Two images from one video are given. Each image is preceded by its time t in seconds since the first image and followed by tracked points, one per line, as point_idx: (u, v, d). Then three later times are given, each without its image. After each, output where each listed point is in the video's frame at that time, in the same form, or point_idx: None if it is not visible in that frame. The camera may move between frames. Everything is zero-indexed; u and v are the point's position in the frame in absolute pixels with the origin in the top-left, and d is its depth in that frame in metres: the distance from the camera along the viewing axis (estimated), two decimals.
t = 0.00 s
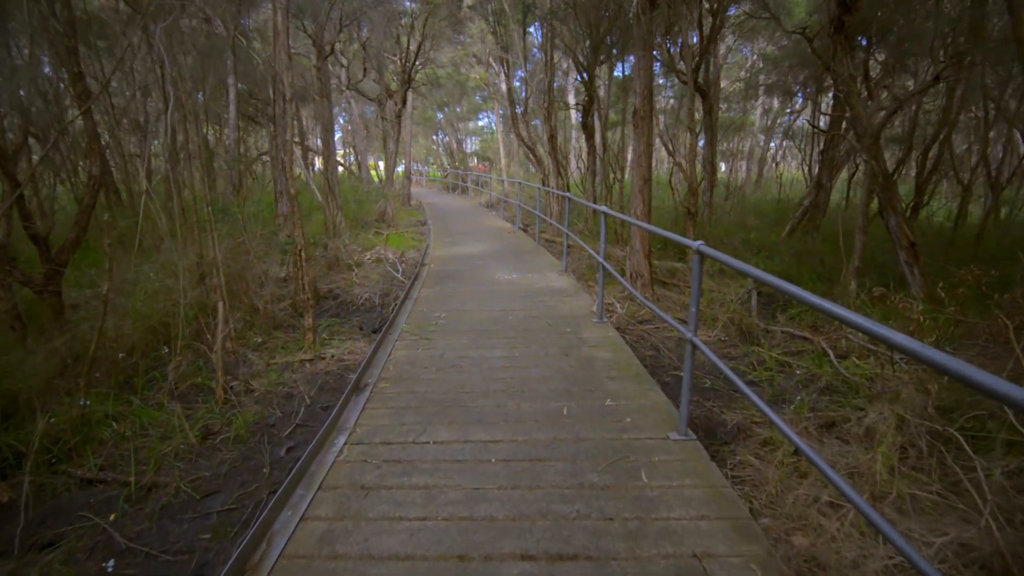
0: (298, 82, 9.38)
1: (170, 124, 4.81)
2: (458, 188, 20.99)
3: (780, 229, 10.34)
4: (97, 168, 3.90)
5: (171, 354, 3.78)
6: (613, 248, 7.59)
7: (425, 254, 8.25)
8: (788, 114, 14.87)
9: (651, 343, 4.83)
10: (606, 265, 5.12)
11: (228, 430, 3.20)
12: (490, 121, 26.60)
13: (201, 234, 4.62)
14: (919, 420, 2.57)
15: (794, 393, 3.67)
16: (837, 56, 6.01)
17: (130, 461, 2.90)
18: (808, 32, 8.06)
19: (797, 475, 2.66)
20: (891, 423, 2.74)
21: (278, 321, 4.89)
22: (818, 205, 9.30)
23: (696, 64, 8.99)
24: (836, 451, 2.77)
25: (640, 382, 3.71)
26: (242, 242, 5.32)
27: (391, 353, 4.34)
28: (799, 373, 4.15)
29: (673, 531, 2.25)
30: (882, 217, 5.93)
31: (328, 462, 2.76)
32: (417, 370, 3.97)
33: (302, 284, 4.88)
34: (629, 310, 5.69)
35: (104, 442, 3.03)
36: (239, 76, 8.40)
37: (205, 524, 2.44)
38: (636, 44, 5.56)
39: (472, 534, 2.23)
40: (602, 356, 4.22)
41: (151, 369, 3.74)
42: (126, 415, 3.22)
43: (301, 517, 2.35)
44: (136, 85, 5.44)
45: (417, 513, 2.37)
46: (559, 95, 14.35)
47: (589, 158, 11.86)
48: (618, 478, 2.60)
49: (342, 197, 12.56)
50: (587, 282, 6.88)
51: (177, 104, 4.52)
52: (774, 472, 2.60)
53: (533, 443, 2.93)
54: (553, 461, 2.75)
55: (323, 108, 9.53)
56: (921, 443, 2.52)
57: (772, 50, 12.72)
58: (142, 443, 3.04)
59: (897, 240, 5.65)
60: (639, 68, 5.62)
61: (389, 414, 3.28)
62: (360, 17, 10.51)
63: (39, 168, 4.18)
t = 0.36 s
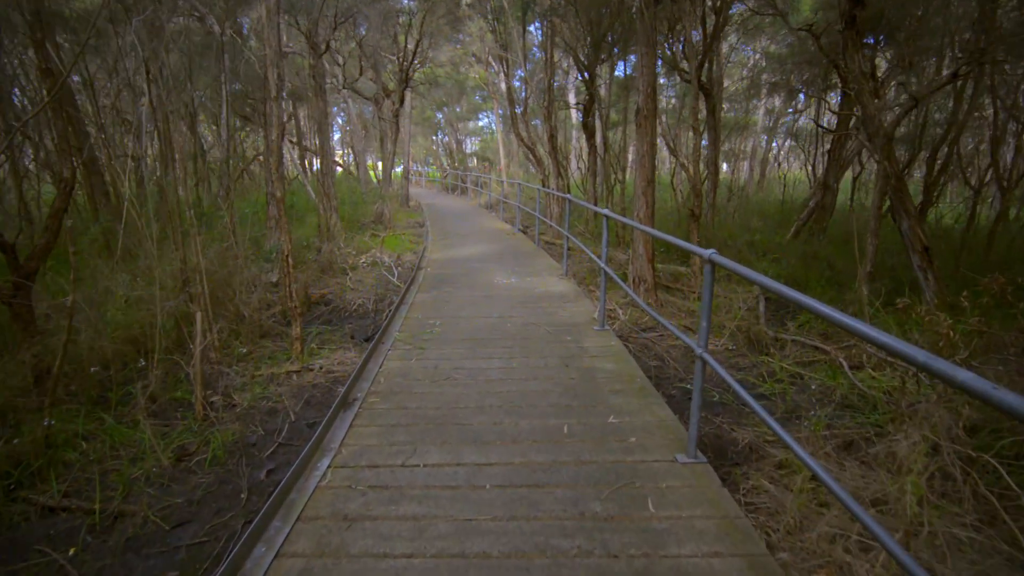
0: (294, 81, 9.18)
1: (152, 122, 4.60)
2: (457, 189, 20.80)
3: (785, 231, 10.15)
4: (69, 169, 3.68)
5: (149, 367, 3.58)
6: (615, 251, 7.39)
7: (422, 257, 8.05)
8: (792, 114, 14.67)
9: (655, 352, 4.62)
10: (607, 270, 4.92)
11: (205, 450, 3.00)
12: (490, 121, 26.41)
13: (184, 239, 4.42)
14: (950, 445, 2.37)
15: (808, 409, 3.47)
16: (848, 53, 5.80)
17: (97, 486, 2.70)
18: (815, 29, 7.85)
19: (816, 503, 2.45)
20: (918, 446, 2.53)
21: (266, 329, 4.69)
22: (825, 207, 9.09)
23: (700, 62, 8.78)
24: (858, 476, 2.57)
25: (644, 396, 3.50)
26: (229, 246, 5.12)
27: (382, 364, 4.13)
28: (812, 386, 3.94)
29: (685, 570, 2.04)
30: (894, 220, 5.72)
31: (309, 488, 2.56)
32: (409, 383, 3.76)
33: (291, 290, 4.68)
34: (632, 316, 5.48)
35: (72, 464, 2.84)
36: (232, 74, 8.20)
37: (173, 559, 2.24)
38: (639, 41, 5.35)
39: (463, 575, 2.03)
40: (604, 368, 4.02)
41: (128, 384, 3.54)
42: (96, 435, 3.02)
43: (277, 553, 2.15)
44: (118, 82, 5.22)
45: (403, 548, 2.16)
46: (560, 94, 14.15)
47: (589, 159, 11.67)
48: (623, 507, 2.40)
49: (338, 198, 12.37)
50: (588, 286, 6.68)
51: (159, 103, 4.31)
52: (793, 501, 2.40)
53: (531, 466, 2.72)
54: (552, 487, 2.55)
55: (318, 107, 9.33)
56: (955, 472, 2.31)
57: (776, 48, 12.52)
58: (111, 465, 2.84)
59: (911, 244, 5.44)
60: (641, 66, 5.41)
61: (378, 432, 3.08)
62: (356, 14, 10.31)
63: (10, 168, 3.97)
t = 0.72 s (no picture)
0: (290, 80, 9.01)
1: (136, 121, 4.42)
2: (457, 190, 20.63)
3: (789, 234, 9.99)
4: (45, 170, 3.50)
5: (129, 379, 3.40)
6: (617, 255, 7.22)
7: (420, 260, 7.88)
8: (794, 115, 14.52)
9: (661, 361, 4.45)
10: (609, 275, 4.75)
11: (185, 469, 2.82)
12: (490, 122, 26.25)
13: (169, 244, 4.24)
14: (986, 469, 2.20)
15: (824, 424, 3.30)
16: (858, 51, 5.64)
17: (68, 508, 2.52)
18: (822, 27, 7.68)
19: (840, 531, 2.28)
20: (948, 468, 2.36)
21: (256, 336, 4.51)
22: (831, 209, 8.92)
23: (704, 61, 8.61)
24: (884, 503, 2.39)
25: (651, 410, 3.33)
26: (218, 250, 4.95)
27: (377, 373, 3.96)
28: (825, 398, 3.76)
29: None
30: (906, 223, 5.55)
31: (295, 511, 2.39)
32: (404, 395, 3.58)
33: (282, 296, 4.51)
34: (636, 322, 5.31)
35: (43, 485, 2.66)
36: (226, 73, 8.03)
37: None
38: (644, 38, 5.18)
39: None
40: (608, 378, 3.84)
41: (107, 397, 3.36)
42: (70, 453, 2.84)
43: None
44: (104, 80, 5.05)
45: None
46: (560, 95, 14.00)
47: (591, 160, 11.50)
48: (632, 535, 2.22)
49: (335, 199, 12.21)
50: (589, 291, 6.50)
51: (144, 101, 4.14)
52: (816, 529, 2.22)
53: (532, 487, 2.55)
54: (555, 512, 2.37)
55: (314, 106, 9.16)
56: (992, 500, 2.03)
57: (780, 48, 12.36)
58: (84, 485, 2.66)
59: (924, 248, 5.26)
60: (646, 63, 5.24)
61: (370, 449, 2.90)
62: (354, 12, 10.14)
63: None
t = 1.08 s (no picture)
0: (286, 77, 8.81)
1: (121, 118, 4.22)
2: (457, 189, 20.43)
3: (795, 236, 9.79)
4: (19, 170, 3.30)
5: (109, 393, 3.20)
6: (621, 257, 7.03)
7: (419, 262, 7.69)
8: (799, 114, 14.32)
9: (671, 370, 4.25)
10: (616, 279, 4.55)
11: (166, 492, 2.64)
12: (490, 121, 26.03)
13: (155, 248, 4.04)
14: None
15: (848, 441, 3.11)
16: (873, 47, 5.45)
17: (37, 537, 2.33)
18: (832, 23, 7.48)
19: (876, 567, 2.09)
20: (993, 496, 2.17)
21: (247, 344, 4.31)
22: (840, 210, 8.73)
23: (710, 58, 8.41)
24: (924, 536, 2.19)
25: (665, 426, 3.14)
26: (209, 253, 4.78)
27: (374, 384, 3.76)
28: (847, 411, 3.57)
29: None
30: (923, 226, 5.36)
31: (282, 542, 2.20)
32: (402, 408, 3.38)
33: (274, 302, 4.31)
34: (643, 328, 5.11)
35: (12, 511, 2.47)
36: (221, 69, 7.84)
37: None
38: (652, 32, 4.98)
39: None
40: (617, 390, 3.63)
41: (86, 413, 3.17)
42: (43, 475, 2.65)
43: None
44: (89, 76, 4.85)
45: None
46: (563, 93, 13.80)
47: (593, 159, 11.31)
48: (650, 572, 2.03)
49: (334, 199, 12.03)
50: (594, 294, 6.30)
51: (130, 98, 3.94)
52: (851, 566, 2.03)
53: (540, 515, 2.35)
54: (565, 543, 2.18)
55: (311, 104, 8.96)
56: None
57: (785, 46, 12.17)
58: (56, 511, 2.47)
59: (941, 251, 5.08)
60: (655, 59, 5.04)
61: (366, 470, 2.71)
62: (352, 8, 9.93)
63: None
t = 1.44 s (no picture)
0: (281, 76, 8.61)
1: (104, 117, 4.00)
2: (456, 190, 20.24)
3: (802, 238, 9.61)
4: None
5: (86, 412, 3.01)
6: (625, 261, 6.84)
7: (418, 266, 7.48)
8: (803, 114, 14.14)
9: (682, 381, 4.05)
10: (624, 285, 4.35)
11: (143, 522, 2.43)
12: (490, 121, 25.84)
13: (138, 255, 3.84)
14: None
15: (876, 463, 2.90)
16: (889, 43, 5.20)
17: None
18: (842, 20, 7.28)
19: None
20: None
21: (237, 354, 4.11)
22: (849, 213, 8.52)
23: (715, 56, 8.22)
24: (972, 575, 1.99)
25: (680, 446, 2.94)
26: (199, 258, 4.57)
27: (370, 398, 3.56)
28: (871, 427, 3.37)
29: None
30: (942, 229, 5.17)
31: None
32: (400, 425, 3.18)
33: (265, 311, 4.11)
34: (651, 336, 4.91)
35: None
36: (215, 68, 7.64)
37: None
38: (661, 28, 4.78)
39: None
40: (627, 405, 3.43)
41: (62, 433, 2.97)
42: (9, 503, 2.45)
43: None
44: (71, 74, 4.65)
45: None
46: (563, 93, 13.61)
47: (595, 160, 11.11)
48: None
49: (332, 200, 11.83)
50: (599, 300, 6.11)
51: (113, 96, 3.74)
52: None
53: (549, 550, 2.16)
54: None
55: (308, 104, 8.76)
56: None
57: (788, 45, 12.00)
58: (21, 546, 2.27)
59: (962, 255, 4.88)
60: (663, 56, 4.84)
61: (359, 498, 2.51)
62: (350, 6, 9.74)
63: None
